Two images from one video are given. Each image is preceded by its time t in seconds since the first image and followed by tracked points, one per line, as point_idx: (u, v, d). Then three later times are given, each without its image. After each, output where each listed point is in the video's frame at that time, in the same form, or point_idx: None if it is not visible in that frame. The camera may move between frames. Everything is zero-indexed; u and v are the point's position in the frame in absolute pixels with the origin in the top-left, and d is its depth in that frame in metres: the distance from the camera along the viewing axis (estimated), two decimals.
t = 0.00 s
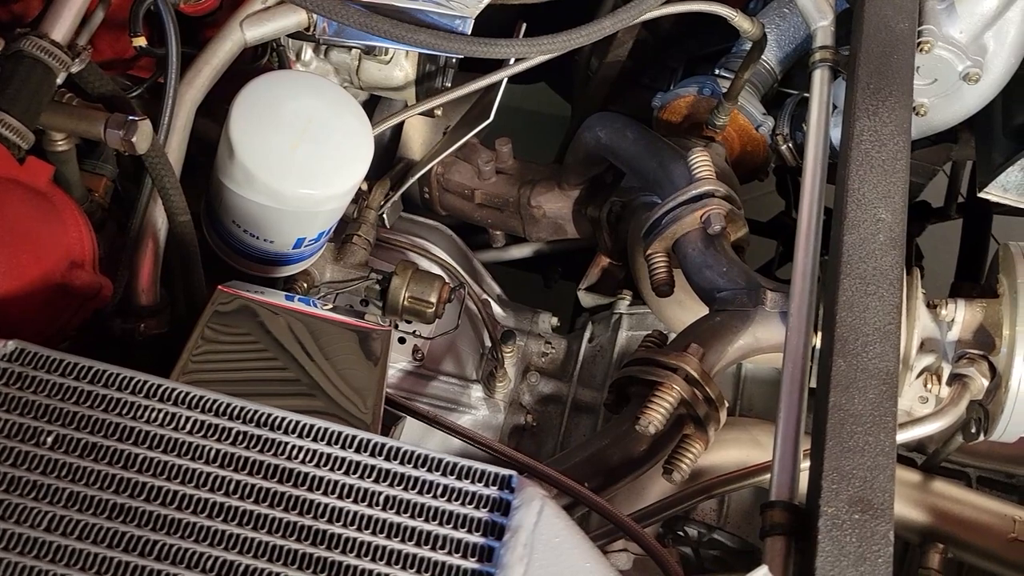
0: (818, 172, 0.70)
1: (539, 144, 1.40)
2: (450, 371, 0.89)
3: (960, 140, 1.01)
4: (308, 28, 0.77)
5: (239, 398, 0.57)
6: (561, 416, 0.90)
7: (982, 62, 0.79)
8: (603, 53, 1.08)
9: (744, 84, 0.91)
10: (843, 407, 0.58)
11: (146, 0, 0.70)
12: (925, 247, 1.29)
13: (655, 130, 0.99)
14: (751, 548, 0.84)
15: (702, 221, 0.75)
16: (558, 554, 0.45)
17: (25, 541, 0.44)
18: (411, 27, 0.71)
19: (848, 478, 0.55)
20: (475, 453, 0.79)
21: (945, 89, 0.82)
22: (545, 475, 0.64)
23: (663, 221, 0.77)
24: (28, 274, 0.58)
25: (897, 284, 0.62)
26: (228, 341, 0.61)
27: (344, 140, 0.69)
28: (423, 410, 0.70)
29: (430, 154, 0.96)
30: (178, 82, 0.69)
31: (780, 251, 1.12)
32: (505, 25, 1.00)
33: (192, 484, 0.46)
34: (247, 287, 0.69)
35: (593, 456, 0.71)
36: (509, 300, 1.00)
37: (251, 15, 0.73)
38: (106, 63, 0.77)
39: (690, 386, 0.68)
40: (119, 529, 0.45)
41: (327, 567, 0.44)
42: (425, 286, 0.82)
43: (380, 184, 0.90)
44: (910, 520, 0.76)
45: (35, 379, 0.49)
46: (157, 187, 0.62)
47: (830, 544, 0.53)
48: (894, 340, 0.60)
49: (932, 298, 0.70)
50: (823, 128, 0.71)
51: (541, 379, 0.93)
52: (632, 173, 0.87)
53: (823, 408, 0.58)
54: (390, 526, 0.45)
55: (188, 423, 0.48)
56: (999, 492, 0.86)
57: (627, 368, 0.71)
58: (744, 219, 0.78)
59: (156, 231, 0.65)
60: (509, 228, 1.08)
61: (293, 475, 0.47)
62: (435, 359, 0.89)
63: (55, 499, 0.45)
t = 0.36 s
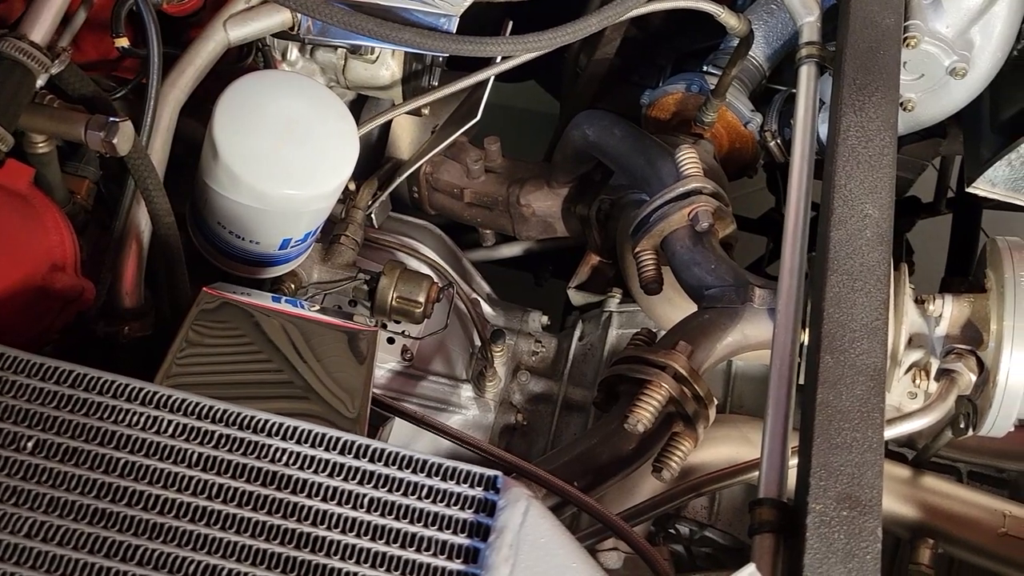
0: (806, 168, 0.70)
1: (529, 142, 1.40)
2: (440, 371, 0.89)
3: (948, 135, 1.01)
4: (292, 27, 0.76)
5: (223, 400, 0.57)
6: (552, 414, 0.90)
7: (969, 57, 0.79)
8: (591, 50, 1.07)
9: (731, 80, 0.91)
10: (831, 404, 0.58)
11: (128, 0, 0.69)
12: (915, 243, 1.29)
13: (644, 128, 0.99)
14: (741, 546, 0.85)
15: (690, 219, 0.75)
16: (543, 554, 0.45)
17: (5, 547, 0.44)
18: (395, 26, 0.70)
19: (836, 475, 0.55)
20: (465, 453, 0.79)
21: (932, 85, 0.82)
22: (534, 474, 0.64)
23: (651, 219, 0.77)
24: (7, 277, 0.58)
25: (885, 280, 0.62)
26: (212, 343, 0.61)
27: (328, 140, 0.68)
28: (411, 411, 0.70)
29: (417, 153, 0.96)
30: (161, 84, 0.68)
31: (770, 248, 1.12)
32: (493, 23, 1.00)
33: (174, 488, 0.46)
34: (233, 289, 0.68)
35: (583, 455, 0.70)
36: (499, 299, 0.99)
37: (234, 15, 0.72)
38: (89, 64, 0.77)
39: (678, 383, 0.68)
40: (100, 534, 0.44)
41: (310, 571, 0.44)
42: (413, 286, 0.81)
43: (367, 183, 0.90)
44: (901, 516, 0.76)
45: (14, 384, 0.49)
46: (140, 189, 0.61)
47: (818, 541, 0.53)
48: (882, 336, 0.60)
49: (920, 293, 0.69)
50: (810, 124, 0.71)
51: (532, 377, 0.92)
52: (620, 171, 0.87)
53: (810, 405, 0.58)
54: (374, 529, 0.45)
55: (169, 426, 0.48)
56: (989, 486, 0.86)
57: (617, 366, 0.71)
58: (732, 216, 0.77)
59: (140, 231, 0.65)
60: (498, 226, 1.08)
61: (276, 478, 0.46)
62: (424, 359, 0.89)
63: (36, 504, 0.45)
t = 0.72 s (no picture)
0: (788, 165, 0.70)
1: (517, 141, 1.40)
2: (426, 371, 0.89)
3: (933, 130, 1.02)
4: (273, 27, 0.76)
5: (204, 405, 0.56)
6: (539, 413, 0.90)
7: (951, 52, 0.79)
8: (576, 47, 1.07)
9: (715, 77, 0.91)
10: (814, 400, 0.58)
11: (106, 3, 0.69)
12: (902, 238, 1.29)
13: (630, 125, 0.99)
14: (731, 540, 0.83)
15: (674, 216, 0.75)
16: (524, 554, 0.45)
17: None
18: (376, 25, 0.70)
19: (819, 471, 0.55)
20: (452, 453, 0.79)
21: (915, 80, 0.82)
22: (519, 474, 0.64)
23: (635, 217, 0.77)
24: None
25: (867, 276, 0.62)
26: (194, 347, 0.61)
27: (310, 142, 0.68)
28: (396, 412, 0.70)
29: (403, 152, 0.96)
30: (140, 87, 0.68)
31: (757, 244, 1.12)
32: (477, 22, 0.99)
33: (152, 492, 0.45)
34: (216, 291, 0.68)
35: (568, 454, 0.70)
36: (486, 298, 0.99)
37: (214, 15, 0.72)
38: (70, 65, 0.77)
39: (663, 381, 0.68)
40: (77, 540, 0.44)
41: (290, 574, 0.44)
42: (398, 286, 0.81)
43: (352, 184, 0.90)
44: (886, 511, 0.76)
45: None
46: (119, 192, 0.61)
47: (801, 537, 0.53)
48: (864, 332, 0.60)
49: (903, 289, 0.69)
50: (792, 121, 0.71)
51: (519, 376, 0.92)
52: (605, 169, 0.87)
53: (793, 402, 0.58)
54: (354, 531, 0.45)
55: (148, 430, 0.47)
56: (975, 479, 0.86)
57: (601, 364, 0.71)
58: (716, 214, 0.77)
59: (120, 234, 0.64)
60: (485, 225, 1.07)
61: (255, 481, 0.46)
62: (410, 359, 0.88)
63: (13, 511, 0.45)
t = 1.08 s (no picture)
0: (770, 162, 0.70)
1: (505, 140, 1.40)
2: (413, 371, 0.89)
3: (917, 126, 1.02)
4: (254, 29, 0.76)
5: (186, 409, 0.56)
6: (527, 412, 0.90)
7: (932, 48, 0.79)
8: (561, 46, 1.07)
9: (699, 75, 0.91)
10: (795, 397, 0.58)
11: (85, 5, 0.69)
12: (889, 234, 1.29)
13: (616, 124, 0.99)
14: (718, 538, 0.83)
15: (658, 215, 0.75)
16: (503, 555, 0.45)
17: None
18: (357, 26, 0.70)
19: (801, 468, 0.55)
20: (439, 454, 0.79)
21: (897, 77, 0.82)
22: (504, 475, 0.63)
23: (619, 216, 0.77)
24: None
25: (848, 272, 0.62)
26: (175, 352, 0.61)
27: (292, 143, 0.68)
28: (380, 413, 0.70)
29: (388, 153, 0.95)
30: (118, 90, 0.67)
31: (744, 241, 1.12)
32: (461, 22, 0.99)
33: (130, 497, 0.45)
34: (200, 295, 0.68)
35: (553, 453, 0.70)
36: (474, 298, 0.99)
37: (195, 17, 0.72)
38: (53, 69, 0.76)
39: (647, 380, 0.68)
40: (55, 546, 0.44)
41: None
42: (383, 287, 0.81)
43: (337, 185, 0.90)
44: (871, 506, 0.76)
45: None
46: (99, 196, 0.60)
47: (783, 535, 0.53)
48: (846, 328, 0.60)
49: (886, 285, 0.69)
50: (774, 118, 0.71)
51: (506, 376, 0.92)
52: (590, 168, 0.87)
53: (775, 399, 0.58)
54: (333, 534, 0.45)
55: (125, 435, 0.47)
56: (961, 474, 0.86)
57: (586, 363, 0.71)
58: (700, 211, 0.77)
59: (100, 238, 0.64)
60: (473, 225, 1.07)
61: (233, 485, 0.46)
62: (397, 360, 0.88)
63: None
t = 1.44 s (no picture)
0: (747, 157, 0.70)
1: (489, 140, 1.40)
2: (397, 372, 0.89)
3: (898, 120, 1.02)
4: (229, 31, 0.76)
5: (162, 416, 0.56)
6: (511, 411, 0.90)
7: (908, 42, 0.79)
8: (542, 44, 1.07)
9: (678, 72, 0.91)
10: (772, 392, 0.58)
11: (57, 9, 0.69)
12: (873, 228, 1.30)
13: (597, 122, 0.99)
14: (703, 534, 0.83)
15: (637, 212, 0.75)
16: (478, 555, 0.45)
17: None
18: (331, 27, 0.70)
19: (778, 463, 0.56)
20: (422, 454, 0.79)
21: (874, 71, 0.82)
22: (486, 475, 0.63)
23: (599, 213, 0.77)
24: None
25: (824, 267, 0.62)
26: (152, 358, 0.61)
27: (268, 146, 0.68)
28: (361, 414, 0.69)
29: (370, 154, 0.95)
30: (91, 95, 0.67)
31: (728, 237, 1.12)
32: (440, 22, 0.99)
33: (102, 503, 0.45)
34: (178, 299, 0.68)
35: (535, 451, 0.70)
36: (457, 298, 0.99)
37: (169, 20, 0.72)
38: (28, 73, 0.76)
39: (627, 377, 0.68)
40: (27, 554, 0.44)
41: None
42: (365, 288, 0.81)
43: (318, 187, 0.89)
44: (853, 499, 0.76)
45: None
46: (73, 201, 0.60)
47: (760, 530, 0.54)
48: (822, 323, 0.60)
49: (864, 278, 0.70)
50: (751, 114, 0.71)
51: (490, 375, 0.92)
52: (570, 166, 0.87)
53: (752, 394, 0.58)
54: (307, 536, 0.45)
55: (98, 441, 0.47)
56: (944, 466, 0.87)
57: (567, 362, 0.71)
58: (680, 208, 0.77)
59: (75, 242, 0.64)
60: (456, 225, 1.07)
61: (207, 489, 0.46)
62: (380, 361, 0.88)
63: None
